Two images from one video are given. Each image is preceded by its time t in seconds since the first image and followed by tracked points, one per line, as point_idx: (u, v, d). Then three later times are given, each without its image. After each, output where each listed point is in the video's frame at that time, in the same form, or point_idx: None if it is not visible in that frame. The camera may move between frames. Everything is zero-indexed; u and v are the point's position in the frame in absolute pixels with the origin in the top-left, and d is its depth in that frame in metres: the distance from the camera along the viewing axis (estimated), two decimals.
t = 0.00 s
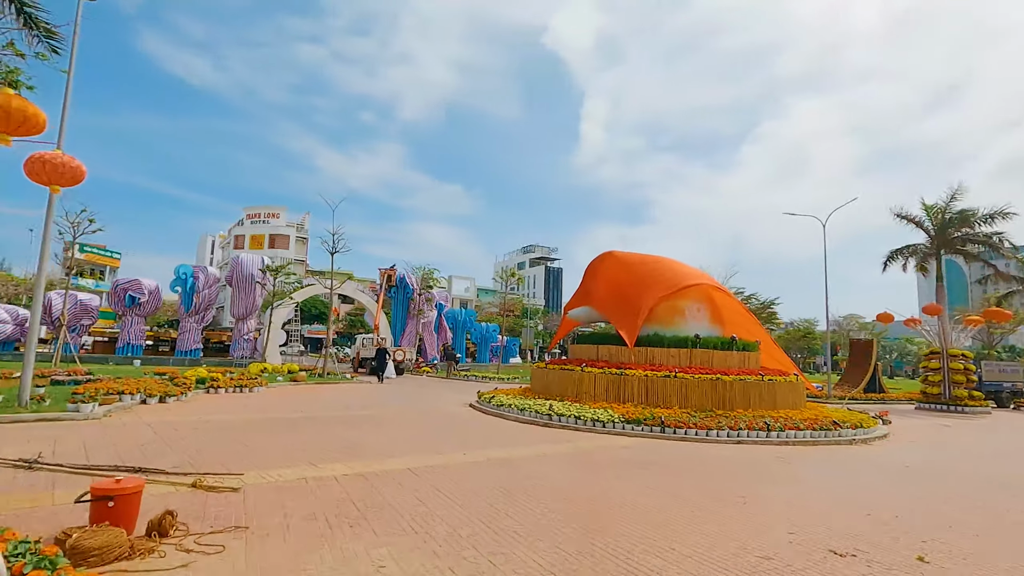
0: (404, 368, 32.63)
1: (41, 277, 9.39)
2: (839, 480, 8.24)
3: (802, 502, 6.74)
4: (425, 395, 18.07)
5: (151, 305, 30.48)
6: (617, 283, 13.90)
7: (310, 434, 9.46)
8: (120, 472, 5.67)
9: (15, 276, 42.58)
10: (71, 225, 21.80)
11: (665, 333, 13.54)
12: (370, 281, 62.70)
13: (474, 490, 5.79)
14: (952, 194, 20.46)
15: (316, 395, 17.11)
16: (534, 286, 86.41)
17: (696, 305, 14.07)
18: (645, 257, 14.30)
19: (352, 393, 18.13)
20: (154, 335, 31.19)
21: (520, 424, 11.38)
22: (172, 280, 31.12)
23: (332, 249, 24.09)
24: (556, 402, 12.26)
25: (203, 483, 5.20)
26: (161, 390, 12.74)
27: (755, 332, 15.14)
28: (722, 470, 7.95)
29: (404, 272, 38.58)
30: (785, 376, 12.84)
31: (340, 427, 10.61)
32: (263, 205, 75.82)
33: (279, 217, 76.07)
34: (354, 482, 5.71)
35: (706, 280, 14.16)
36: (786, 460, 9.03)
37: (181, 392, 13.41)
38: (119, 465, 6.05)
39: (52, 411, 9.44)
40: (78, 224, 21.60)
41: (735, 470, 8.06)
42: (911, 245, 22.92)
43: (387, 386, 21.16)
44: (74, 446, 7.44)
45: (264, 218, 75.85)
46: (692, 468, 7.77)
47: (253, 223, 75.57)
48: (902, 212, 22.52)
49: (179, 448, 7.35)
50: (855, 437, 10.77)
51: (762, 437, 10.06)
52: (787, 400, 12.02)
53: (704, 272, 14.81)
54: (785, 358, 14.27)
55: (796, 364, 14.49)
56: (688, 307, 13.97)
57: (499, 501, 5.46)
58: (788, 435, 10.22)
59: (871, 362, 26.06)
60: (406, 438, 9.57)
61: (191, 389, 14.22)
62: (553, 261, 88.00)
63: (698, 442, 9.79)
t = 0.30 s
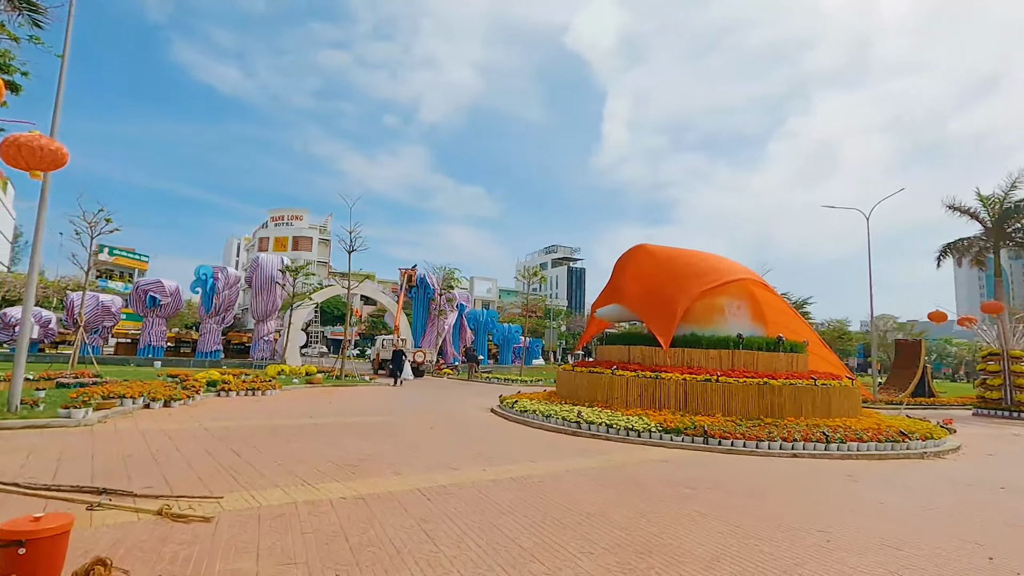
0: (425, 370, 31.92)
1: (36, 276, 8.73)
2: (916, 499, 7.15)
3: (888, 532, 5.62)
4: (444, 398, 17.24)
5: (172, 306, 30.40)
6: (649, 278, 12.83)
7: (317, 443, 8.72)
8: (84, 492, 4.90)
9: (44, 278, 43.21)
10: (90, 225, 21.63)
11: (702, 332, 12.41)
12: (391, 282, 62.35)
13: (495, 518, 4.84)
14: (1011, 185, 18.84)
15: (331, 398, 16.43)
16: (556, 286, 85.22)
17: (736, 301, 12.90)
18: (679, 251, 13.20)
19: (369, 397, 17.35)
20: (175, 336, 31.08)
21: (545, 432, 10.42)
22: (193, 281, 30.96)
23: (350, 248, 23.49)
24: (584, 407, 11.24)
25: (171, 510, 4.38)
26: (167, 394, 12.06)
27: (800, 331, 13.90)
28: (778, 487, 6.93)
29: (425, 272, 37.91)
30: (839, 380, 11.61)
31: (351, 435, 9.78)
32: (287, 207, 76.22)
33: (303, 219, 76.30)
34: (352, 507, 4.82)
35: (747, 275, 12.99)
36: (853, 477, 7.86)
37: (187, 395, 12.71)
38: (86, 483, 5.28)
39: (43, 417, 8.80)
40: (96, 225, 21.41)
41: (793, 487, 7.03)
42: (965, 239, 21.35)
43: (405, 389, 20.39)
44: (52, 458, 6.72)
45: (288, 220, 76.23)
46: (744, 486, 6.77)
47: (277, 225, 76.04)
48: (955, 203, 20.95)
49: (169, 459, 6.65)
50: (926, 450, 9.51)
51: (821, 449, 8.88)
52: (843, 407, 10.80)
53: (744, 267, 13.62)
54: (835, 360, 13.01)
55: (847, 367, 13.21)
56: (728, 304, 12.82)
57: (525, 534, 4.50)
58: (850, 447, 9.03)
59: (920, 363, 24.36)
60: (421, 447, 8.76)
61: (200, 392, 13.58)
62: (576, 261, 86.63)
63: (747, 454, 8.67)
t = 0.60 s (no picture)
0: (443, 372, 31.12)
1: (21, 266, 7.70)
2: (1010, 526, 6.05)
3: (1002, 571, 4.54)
4: (463, 402, 16.38)
5: (190, 307, 30.13)
6: (683, 273, 11.76)
7: (321, 452, 7.90)
8: (25, 520, 4.11)
9: (68, 281, 43.55)
10: (105, 225, 21.31)
11: (743, 332, 11.34)
12: (410, 284, 61.82)
13: (515, 557, 3.91)
14: None
15: (344, 402, 15.65)
16: (577, 287, 83.94)
17: (779, 298, 11.79)
18: (716, 243, 12.10)
19: (384, 400, 16.56)
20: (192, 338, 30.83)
21: (572, 441, 9.45)
22: (210, 282, 30.66)
23: (365, 247, 22.80)
24: (614, 414, 10.25)
25: (117, 549, 3.54)
26: (169, 397, 11.30)
27: (848, 330, 12.70)
28: (850, 510, 5.88)
29: (443, 272, 37.22)
30: (899, 385, 10.41)
31: (358, 445, 8.94)
32: (307, 209, 76.35)
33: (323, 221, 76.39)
34: (340, 545, 3.95)
35: (791, 269, 11.84)
36: (934, 498, 6.70)
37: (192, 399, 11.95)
38: (34, 510, 4.46)
39: (27, 424, 8.12)
40: (110, 224, 21.08)
41: (867, 511, 5.98)
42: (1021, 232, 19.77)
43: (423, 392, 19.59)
44: (18, 470, 5.97)
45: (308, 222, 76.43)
46: (809, 509, 5.75)
47: (297, 227, 76.23)
48: (1010, 193, 19.32)
49: (147, 474, 5.88)
50: (1011, 466, 8.29)
51: (890, 465, 7.75)
52: (906, 415, 9.62)
53: (787, 260, 12.46)
54: (890, 363, 11.79)
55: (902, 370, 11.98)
56: (770, 301, 11.69)
57: None
58: (923, 462, 7.87)
59: (970, 366, 22.75)
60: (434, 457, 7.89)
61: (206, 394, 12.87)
62: (596, 261, 85.20)
63: (805, 471, 7.59)
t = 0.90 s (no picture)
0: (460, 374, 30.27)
1: (1, 249, 6.82)
2: None
3: None
4: (481, 406, 15.54)
5: (204, 309, 29.81)
6: (720, 266, 10.71)
7: (321, 461, 7.11)
8: None
9: (89, 283, 43.85)
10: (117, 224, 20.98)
11: (788, 330, 10.24)
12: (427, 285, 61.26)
13: None
14: None
15: (356, 406, 14.88)
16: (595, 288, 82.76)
17: (828, 293, 10.69)
18: (756, 233, 11.03)
19: (397, 404, 15.75)
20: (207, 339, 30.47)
21: (599, 452, 8.50)
22: (224, 283, 30.29)
23: (379, 245, 22.11)
24: (645, 422, 9.25)
25: None
26: (165, 401, 10.52)
27: (903, 329, 11.50)
28: (946, 547, 4.83)
29: (460, 271, 36.46)
30: (969, 390, 9.23)
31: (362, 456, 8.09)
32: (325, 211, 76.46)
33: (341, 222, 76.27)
34: None
35: (841, 261, 10.71)
36: None
37: (191, 403, 11.14)
38: None
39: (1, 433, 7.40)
40: (122, 224, 20.75)
41: (966, 547, 4.91)
42: None
43: (439, 396, 18.80)
44: None
45: (326, 224, 76.41)
46: (898, 546, 4.71)
47: (315, 229, 76.33)
48: None
49: (111, 495, 5.07)
50: None
51: (976, 485, 6.64)
52: (982, 425, 8.45)
53: (835, 251, 11.32)
54: (955, 366, 10.57)
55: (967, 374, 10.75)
56: (817, 296, 10.58)
57: None
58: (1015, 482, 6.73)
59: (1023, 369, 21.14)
60: (447, 466, 7.05)
61: (209, 398, 12.11)
62: (615, 262, 83.90)
63: (876, 492, 6.52)
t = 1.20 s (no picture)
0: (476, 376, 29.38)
1: None
2: None
3: None
4: (497, 411, 14.63)
5: (216, 310, 29.38)
6: (760, 256, 9.65)
7: (315, 477, 6.27)
8: None
9: (107, 285, 43.95)
10: (125, 223, 20.54)
11: (838, 328, 9.16)
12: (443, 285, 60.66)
13: None
14: None
15: (364, 410, 14.06)
16: (613, 288, 81.50)
17: (882, 287, 9.58)
18: (799, 220, 9.95)
19: (408, 408, 14.94)
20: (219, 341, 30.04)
21: (629, 466, 7.54)
22: (237, 283, 29.83)
23: (391, 243, 21.36)
24: (680, 431, 8.27)
25: None
26: (158, 406, 9.76)
27: (963, 327, 10.33)
28: None
29: (475, 271, 35.67)
30: None
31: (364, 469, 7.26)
32: (341, 213, 76.34)
33: (357, 224, 76.10)
34: None
35: (896, 249, 9.58)
36: None
37: (186, 408, 10.38)
38: None
39: None
40: (130, 222, 20.31)
41: None
42: None
43: (453, 399, 17.93)
44: None
45: (342, 225, 76.28)
46: None
47: (331, 231, 76.40)
48: None
49: (55, 521, 4.28)
50: None
51: None
52: None
53: (887, 239, 10.18)
54: None
55: None
56: (870, 290, 9.47)
57: None
58: None
59: None
60: (457, 483, 6.16)
61: (208, 402, 11.36)
62: (633, 262, 82.53)
63: (968, 521, 5.46)
